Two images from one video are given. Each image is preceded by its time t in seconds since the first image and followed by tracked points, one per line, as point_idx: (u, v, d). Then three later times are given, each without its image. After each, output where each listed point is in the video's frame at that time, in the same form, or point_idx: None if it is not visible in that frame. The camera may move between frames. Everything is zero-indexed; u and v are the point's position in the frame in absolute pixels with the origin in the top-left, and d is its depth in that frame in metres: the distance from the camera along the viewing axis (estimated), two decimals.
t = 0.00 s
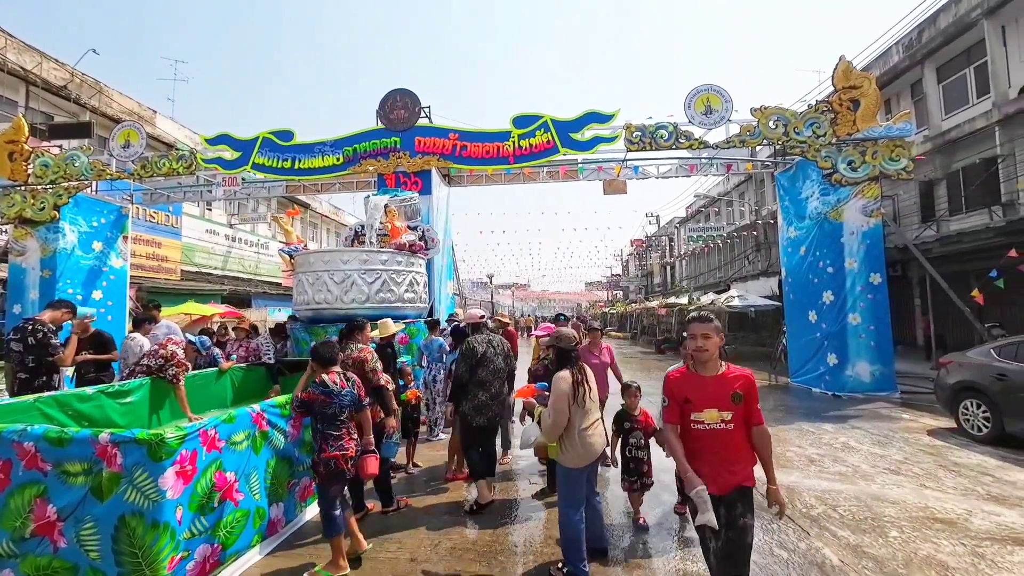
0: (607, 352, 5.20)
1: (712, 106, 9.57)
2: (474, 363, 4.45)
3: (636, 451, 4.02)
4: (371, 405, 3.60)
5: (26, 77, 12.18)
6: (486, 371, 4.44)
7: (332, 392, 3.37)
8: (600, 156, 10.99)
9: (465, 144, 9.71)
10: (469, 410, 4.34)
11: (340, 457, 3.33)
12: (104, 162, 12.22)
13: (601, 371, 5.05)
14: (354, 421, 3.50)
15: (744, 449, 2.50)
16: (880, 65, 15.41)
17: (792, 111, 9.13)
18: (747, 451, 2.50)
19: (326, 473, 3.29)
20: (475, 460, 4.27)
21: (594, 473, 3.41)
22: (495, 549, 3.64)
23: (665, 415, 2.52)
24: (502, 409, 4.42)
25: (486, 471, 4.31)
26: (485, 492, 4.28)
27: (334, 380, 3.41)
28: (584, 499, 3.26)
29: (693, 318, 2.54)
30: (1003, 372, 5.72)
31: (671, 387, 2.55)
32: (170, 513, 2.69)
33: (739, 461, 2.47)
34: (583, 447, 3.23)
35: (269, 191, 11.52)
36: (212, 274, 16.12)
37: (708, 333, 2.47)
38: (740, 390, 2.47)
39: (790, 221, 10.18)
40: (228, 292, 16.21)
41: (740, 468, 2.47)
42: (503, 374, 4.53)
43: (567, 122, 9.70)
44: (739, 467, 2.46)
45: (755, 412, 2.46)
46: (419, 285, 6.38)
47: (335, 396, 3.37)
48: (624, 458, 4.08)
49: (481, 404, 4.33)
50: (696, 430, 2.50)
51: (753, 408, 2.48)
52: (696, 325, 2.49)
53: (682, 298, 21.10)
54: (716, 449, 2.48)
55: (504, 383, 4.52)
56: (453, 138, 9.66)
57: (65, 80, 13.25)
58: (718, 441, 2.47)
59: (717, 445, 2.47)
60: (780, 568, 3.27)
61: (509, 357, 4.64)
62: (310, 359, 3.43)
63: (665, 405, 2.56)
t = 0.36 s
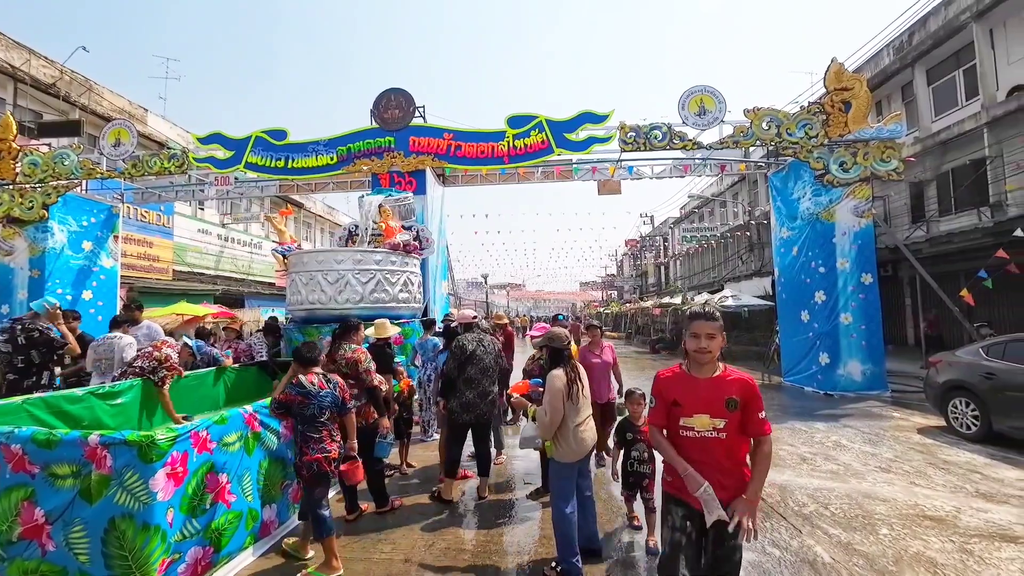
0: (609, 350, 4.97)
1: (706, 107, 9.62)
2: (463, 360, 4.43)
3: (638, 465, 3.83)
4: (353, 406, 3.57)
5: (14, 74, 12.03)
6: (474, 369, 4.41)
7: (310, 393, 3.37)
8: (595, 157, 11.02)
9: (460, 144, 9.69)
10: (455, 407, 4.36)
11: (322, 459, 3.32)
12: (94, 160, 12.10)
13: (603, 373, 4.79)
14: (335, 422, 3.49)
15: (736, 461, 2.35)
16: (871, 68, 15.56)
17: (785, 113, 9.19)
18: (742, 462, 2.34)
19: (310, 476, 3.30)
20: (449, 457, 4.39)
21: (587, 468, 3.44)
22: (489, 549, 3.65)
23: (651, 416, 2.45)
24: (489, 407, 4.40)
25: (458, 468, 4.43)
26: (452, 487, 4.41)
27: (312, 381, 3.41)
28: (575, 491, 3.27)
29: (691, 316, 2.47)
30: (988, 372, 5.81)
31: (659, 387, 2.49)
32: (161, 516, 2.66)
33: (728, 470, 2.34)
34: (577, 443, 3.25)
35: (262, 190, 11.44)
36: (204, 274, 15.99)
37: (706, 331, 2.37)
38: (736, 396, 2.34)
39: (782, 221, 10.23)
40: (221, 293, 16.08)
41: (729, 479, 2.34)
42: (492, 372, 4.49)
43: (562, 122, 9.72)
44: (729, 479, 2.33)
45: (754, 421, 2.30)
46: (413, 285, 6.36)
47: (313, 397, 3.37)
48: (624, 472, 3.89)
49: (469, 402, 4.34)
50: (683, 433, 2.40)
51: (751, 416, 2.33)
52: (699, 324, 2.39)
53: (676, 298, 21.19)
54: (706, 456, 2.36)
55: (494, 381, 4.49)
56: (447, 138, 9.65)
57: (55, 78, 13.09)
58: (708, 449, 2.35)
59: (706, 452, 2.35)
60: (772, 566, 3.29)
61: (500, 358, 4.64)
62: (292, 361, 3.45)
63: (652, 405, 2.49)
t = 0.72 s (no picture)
0: (616, 355, 4.91)
1: (702, 108, 9.65)
2: (435, 362, 4.48)
3: (644, 477, 3.23)
4: (338, 403, 3.55)
5: (7, 73, 11.95)
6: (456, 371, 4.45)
7: (292, 393, 3.33)
8: (592, 157, 11.04)
9: (457, 144, 9.68)
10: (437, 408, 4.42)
11: (309, 455, 3.31)
12: (88, 160, 12.01)
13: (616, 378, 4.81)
14: (322, 420, 3.46)
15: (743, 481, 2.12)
16: (865, 69, 15.67)
17: (780, 113, 9.23)
18: (747, 482, 2.10)
19: (298, 473, 3.29)
20: (442, 456, 4.42)
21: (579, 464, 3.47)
22: (486, 549, 3.64)
23: (647, 440, 2.12)
24: (471, 409, 4.40)
25: (452, 469, 4.48)
26: (444, 486, 4.48)
27: (296, 380, 3.37)
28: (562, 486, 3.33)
29: (689, 321, 2.19)
30: (980, 371, 5.86)
31: (653, 406, 2.15)
32: (156, 517, 2.65)
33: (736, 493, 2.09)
34: (566, 438, 3.30)
35: (259, 190, 11.39)
36: (200, 274, 15.90)
37: (706, 338, 2.11)
38: (740, 408, 2.09)
39: (777, 221, 10.25)
40: (216, 293, 16.00)
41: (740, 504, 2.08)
42: (472, 372, 4.49)
43: (558, 122, 9.73)
44: (738, 500, 2.08)
45: (758, 434, 2.07)
46: (410, 285, 6.35)
47: (296, 397, 3.33)
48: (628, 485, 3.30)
49: (447, 403, 4.38)
50: (685, 457, 2.10)
51: (755, 429, 2.10)
52: (696, 330, 2.13)
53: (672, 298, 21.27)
54: (712, 479, 2.08)
55: (475, 382, 4.47)
56: (444, 138, 9.63)
57: (48, 77, 13.00)
58: (716, 472, 2.08)
59: (712, 475, 2.07)
60: (766, 566, 3.30)
61: (484, 359, 4.62)
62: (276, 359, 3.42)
63: (647, 428, 2.15)
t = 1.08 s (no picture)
0: (631, 355, 4.85)
1: (699, 108, 9.67)
2: (419, 363, 4.53)
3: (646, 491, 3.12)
4: (328, 401, 3.56)
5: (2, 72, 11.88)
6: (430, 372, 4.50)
7: (283, 389, 3.33)
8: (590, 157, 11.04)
9: (455, 144, 9.68)
10: (422, 408, 4.48)
11: (297, 451, 3.32)
12: (84, 160, 11.95)
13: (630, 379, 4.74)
14: (312, 416, 3.48)
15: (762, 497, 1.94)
16: (861, 70, 15.75)
17: (777, 114, 9.26)
18: (766, 499, 1.93)
19: (283, 468, 3.30)
20: (435, 455, 4.42)
21: (570, 463, 3.51)
22: (484, 549, 3.64)
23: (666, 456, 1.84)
24: (453, 410, 4.36)
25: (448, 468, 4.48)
26: (441, 486, 4.46)
27: (286, 377, 3.37)
28: (543, 486, 3.41)
29: (708, 316, 1.98)
30: (976, 370, 5.90)
31: (670, 417, 1.87)
32: (154, 518, 2.64)
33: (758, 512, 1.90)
34: (548, 436, 3.37)
35: (256, 190, 11.35)
36: (196, 274, 15.84)
37: (731, 337, 1.94)
38: (761, 416, 1.93)
39: (774, 221, 10.26)
40: (213, 294, 15.95)
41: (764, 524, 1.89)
42: (451, 372, 4.46)
43: (556, 122, 9.74)
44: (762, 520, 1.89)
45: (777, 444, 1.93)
46: (408, 285, 6.34)
47: (286, 394, 3.33)
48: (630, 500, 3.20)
49: (430, 402, 4.40)
50: (704, 475, 1.87)
51: (773, 440, 1.96)
52: (721, 328, 1.93)
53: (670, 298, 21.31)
54: (736, 497, 1.87)
55: (452, 382, 4.43)
56: (442, 138, 9.62)
57: (43, 76, 12.93)
58: (740, 489, 1.87)
59: (739, 492, 1.86)
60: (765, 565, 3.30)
61: (463, 358, 4.54)
62: (268, 356, 3.44)
63: (661, 443, 1.87)
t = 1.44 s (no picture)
0: (644, 360, 4.86)
1: (698, 108, 9.68)
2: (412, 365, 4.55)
3: (666, 516, 2.93)
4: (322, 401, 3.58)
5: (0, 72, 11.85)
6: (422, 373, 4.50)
7: (278, 387, 3.34)
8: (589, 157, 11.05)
9: (454, 144, 9.67)
10: (416, 408, 4.51)
11: (286, 451, 3.30)
12: (82, 159, 11.93)
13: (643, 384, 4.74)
14: (304, 416, 3.47)
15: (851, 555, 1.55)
16: (860, 70, 15.79)
17: (776, 114, 9.27)
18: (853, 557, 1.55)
19: (272, 467, 3.30)
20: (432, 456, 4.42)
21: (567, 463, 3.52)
22: (484, 550, 3.63)
23: (730, 497, 1.48)
24: (444, 410, 4.35)
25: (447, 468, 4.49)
26: (441, 486, 4.47)
27: (282, 376, 3.38)
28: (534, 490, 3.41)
29: (803, 320, 1.57)
30: (974, 370, 5.91)
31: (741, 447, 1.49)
32: (153, 518, 2.64)
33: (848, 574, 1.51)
34: (525, 439, 3.41)
35: (255, 190, 11.34)
36: (195, 274, 15.81)
37: (830, 349, 1.53)
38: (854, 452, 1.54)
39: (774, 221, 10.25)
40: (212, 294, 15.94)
41: None
42: (443, 373, 4.43)
43: (555, 122, 9.74)
44: None
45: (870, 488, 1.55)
46: (407, 285, 6.34)
47: (281, 392, 3.35)
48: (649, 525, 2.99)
49: (423, 403, 4.41)
50: (781, 524, 1.48)
51: (864, 484, 1.58)
52: (818, 337, 1.52)
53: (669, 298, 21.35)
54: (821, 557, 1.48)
55: (446, 384, 4.40)
56: (441, 138, 9.62)
57: (42, 75, 12.91)
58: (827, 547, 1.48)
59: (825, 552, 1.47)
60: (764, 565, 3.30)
61: (454, 357, 4.47)
62: (263, 355, 3.44)
63: (725, 477, 1.49)
